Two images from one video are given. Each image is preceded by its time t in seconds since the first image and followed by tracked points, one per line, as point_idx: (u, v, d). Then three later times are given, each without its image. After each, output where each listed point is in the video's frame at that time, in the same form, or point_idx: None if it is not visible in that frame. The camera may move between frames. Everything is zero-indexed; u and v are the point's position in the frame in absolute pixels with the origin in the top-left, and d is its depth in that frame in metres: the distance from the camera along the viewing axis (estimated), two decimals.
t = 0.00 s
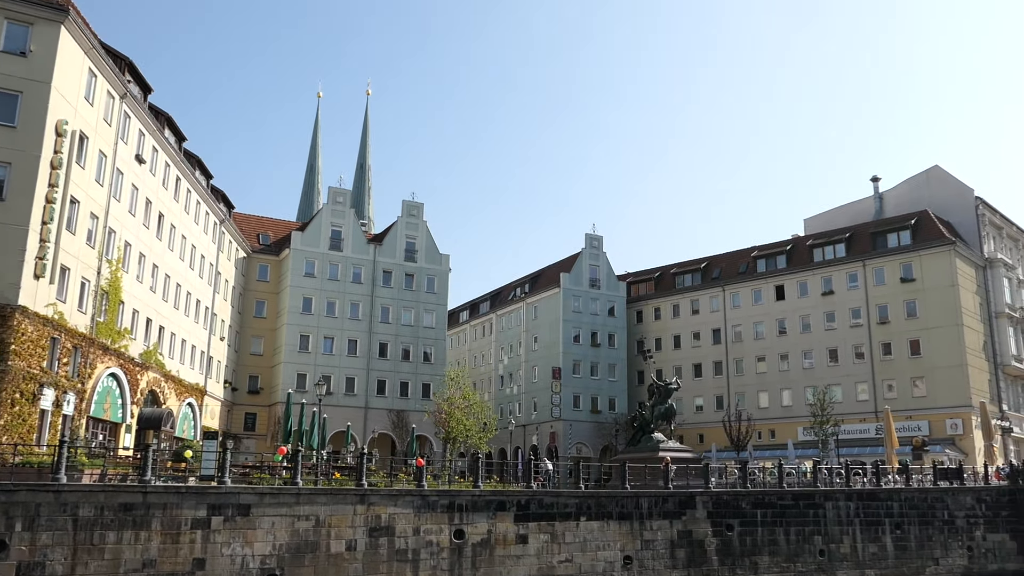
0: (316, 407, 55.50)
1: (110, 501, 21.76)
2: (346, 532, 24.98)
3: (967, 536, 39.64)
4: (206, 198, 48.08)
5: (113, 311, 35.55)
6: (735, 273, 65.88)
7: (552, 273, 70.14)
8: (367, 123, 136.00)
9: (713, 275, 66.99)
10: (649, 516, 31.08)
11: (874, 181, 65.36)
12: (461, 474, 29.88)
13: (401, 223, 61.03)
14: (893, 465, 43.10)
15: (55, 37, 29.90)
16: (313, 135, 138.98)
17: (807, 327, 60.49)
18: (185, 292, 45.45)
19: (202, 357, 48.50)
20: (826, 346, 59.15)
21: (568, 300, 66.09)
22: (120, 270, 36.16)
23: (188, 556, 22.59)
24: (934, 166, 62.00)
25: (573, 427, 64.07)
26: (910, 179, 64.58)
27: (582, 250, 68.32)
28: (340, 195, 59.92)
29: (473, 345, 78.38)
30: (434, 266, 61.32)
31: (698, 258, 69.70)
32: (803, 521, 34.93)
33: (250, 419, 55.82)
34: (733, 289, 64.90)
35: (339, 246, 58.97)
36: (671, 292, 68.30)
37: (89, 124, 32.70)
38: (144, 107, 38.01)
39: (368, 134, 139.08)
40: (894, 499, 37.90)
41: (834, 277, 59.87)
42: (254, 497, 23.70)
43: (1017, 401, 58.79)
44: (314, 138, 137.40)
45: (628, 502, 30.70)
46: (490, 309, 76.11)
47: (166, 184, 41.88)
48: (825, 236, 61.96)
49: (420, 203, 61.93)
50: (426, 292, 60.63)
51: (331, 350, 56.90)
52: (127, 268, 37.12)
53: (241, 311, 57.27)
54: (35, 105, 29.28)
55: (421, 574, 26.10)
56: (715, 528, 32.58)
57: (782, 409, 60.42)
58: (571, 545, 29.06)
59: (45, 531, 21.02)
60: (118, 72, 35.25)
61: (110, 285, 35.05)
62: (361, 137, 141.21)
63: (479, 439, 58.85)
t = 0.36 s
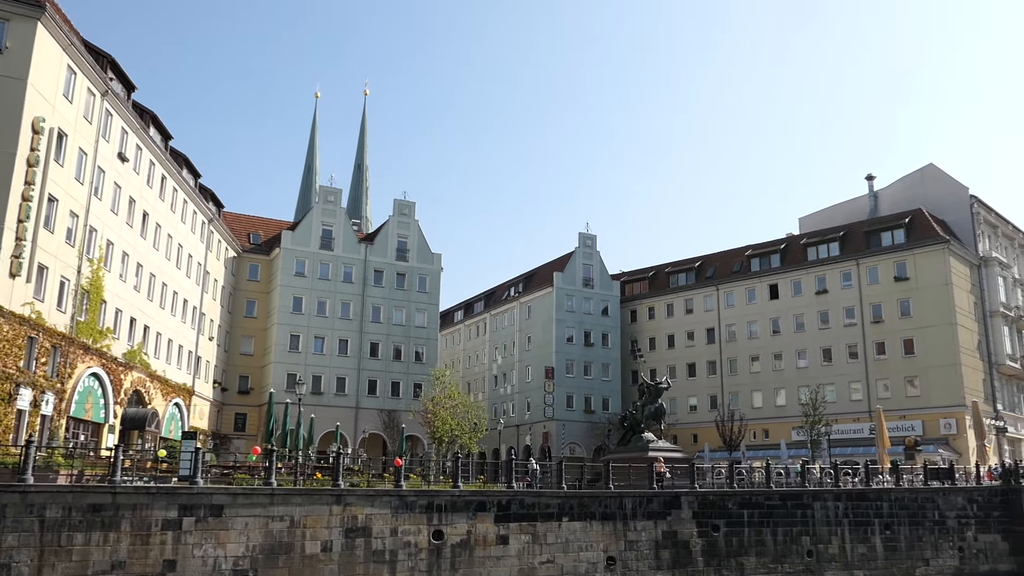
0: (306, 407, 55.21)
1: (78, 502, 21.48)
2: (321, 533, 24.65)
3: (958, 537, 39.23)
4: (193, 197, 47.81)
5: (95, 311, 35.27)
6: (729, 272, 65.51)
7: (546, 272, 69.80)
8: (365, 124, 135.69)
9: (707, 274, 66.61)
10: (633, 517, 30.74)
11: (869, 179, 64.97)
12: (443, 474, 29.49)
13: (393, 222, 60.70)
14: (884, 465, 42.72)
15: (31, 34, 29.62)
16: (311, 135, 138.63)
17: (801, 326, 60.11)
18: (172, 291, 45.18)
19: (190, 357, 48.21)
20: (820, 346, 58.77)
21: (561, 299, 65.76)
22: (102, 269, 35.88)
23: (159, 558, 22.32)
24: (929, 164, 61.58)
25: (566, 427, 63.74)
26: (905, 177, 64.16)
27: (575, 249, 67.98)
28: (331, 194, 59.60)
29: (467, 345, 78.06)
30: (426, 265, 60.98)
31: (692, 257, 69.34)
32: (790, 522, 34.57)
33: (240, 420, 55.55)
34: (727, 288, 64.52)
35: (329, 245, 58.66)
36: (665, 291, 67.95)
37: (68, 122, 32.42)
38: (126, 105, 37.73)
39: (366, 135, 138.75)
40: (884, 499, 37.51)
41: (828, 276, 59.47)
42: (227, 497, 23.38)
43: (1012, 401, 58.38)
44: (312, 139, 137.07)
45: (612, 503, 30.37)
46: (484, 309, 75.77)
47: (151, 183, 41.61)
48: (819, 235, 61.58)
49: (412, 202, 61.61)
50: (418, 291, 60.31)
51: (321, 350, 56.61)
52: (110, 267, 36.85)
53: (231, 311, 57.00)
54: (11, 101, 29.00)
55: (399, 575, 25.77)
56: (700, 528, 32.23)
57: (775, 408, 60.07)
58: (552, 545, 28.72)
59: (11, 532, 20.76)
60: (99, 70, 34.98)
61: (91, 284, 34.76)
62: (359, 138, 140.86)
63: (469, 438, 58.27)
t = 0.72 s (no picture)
0: (293, 406, 54.84)
1: (40, 501, 21.14)
2: (293, 533, 24.29)
3: (945, 537, 38.86)
4: (178, 194, 47.46)
5: (73, 307, 34.91)
6: (721, 271, 65.16)
7: (537, 271, 69.44)
8: (360, 124, 135.27)
9: (699, 273, 66.25)
10: (614, 517, 30.37)
11: (861, 178, 64.65)
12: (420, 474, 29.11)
13: (381, 221, 60.36)
14: (872, 464, 42.34)
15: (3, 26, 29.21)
16: (306, 134, 138.14)
17: (792, 325, 59.75)
18: (155, 289, 44.80)
19: (174, 355, 47.84)
20: (811, 345, 58.41)
21: (552, 298, 65.41)
22: (81, 265, 35.49)
23: (124, 558, 21.98)
24: (921, 163, 61.23)
25: (556, 427, 63.37)
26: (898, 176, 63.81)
27: (566, 248, 67.64)
28: (319, 193, 59.26)
29: (458, 344, 77.69)
30: (415, 264, 60.61)
31: (684, 256, 69.00)
32: (775, 522, 34.21)
33: (227, 419, 55.16)
34: (718, 287, 64.16)
35: (317, 243, 58.30)
36: (656, 290, 67.62)
37: (43, 117, 32.05)
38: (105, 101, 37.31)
39: (361, 134, 138.30)
40: (870, 498, 37.12)
41: (819, 275, 59.12)
42: (194, 497, 22.99)
43: (1003, 400, 58.05)
44: (306, 138, 136.61)
45: (592, 503, 30.00)
46: (476, 308, 75.41)
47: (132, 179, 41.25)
48: (811, 234, 61.23)
49: (401, 201, 61.27)
50: (407, 290, 59.95)
51: (309, 349, 56.24)
52: (88, 264, 36.46)
53: (217, 309, 56.61)
54: None
55: None
56: (683, 529, 31.86)
57: (766, 408, 59.72)
58: (531, 546, 28.34)
59: None
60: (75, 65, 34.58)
61: (68, 280, 34.38)
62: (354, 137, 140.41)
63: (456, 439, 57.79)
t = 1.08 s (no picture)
0: (281, 408, 54.49)
1: (4, 505, 20.82)
2: (265, 536, 23.93)
3: (935, 540, 38.44)
4: (163, 195, 47.12)
5: (51, 309, 34.58)
6: (713, 272, 64.81)
7: (528, 272, 69.10)
8: (356, 126, 134.96)
9: (691, 274, 65.90)
10: (595, 520, 30.00)
11: (853, 178, 64.29)
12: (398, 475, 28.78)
13: (370, 222, 60.05)
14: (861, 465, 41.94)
15: None
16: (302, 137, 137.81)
17: (784, 326, 59.38)
18: (139, 290, 44.46)
19: (159, 357, 47.49)
20: (803, 346, 58.04)
21: (543, 299, 65.04)
22: (59, 267, 35.16)
23: (90, 563, 21.60)
24: (913, 162, 60.87)
25: (547, 429, 62.99)
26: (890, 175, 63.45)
27: (558, 249, 67.30)
28: (308, 194, 58.95)
29: (451, 346, 77.32)
30: (405, 265, 60.27)
31: (676, 256, 68.66)
32: (760, 525, 33.83)
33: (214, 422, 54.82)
34: (710, 288, 63.81)
35: (306, 244, 57.99)
36: (648, 291, 67.28)
37: (19, 117, 31.73)
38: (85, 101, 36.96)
39: (356, 136, 137.97)
40: (859, 500, 36.67)
41: (810, 275, 58.78)
42: (164, 500, 22.65)
43: (996, 401, 57.65)
44: (302, 140, 136.32)
45: (573, 505, 29.62)
46: (468, 309, 75.04)
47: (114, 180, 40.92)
48: (803, 234, 60.87)
49: (390, 201, 60.97)
50: (396, 291, 59.61)
51: (297, 351, 55.89)
52: (68, 265, 36.13)
53: (205, 311, 56.29)
54: None
55: None
56: (666, 531, 31.48)
57: (758, 410, 59.35)
58: (510, 549, 27.98)
59: None
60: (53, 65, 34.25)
61: (47, 282, 34.05)
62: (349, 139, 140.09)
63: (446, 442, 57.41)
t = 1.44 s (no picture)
0: (271, 408, 54.17)
1: None
2: (238, 537, 23.58)
3: (926, 540, 38.02)
4: (150, 193, 46.84)
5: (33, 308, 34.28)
6: (707, 270, 64.42)
7: (522, 271, 68.74)
8: (353, 126, 134.70)
9: (685, 273, 65.51)
10: (578, 520, 29.63)
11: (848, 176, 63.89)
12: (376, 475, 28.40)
13: (362, 221, 59.75)
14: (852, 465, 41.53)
15: None
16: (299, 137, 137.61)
17: (777, 325, 58.98)
18: (125, 289, 44.16)
19: (146, 356, 47.19)
20: (797, 345, 57.62)
21: (536, 298, 64.66)
22: (40, 265, 34.83)
23: (57, 563, 21.28)
24: (908, 160, 60.44)
25: (540, 428, 62.61)
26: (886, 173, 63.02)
27: (551, 248, 66.94)
28: (298, 192, 58.65)
29: (445, 346, 76.99)
30: (396, 264, 59.95)
31: (670, 255, 68.30)
32: (747, 525, 33.45)
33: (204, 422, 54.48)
34: (704, 287, 63.41)
35: (296, 243, 57.67)
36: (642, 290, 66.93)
37: None
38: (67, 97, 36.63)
39: (354, 136, 137.69)
40: (849, 500, 36.22)
41: (804, 274, 58.38)
42: (134, 500, 22.33)
43: (992, 400, 57.20)
44: (300, 141, 136.10)
45: (555, 505, 29.23)
46: (462, 309, 74.70)
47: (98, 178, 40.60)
48: (797, 232, 60.48)
49: (381, 200, 60.66)
50: (388, 290, 59.29)
51: (287, 350, 55.56)
52: (49, 264, 35.81)
53: (195, 311, 55.96)
54: None
55: None
56: (651, 532, 31.10)
57: (752, 409, 58.95)
58: (490, 550, 27.63)
59: None
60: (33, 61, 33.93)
61: (27, 280, 33.73)
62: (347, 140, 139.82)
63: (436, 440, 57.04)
